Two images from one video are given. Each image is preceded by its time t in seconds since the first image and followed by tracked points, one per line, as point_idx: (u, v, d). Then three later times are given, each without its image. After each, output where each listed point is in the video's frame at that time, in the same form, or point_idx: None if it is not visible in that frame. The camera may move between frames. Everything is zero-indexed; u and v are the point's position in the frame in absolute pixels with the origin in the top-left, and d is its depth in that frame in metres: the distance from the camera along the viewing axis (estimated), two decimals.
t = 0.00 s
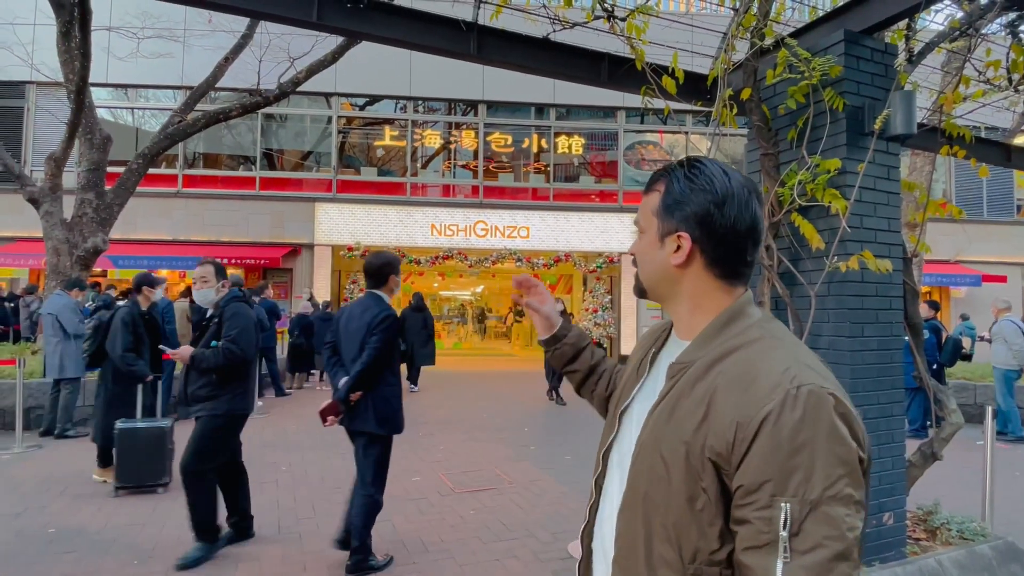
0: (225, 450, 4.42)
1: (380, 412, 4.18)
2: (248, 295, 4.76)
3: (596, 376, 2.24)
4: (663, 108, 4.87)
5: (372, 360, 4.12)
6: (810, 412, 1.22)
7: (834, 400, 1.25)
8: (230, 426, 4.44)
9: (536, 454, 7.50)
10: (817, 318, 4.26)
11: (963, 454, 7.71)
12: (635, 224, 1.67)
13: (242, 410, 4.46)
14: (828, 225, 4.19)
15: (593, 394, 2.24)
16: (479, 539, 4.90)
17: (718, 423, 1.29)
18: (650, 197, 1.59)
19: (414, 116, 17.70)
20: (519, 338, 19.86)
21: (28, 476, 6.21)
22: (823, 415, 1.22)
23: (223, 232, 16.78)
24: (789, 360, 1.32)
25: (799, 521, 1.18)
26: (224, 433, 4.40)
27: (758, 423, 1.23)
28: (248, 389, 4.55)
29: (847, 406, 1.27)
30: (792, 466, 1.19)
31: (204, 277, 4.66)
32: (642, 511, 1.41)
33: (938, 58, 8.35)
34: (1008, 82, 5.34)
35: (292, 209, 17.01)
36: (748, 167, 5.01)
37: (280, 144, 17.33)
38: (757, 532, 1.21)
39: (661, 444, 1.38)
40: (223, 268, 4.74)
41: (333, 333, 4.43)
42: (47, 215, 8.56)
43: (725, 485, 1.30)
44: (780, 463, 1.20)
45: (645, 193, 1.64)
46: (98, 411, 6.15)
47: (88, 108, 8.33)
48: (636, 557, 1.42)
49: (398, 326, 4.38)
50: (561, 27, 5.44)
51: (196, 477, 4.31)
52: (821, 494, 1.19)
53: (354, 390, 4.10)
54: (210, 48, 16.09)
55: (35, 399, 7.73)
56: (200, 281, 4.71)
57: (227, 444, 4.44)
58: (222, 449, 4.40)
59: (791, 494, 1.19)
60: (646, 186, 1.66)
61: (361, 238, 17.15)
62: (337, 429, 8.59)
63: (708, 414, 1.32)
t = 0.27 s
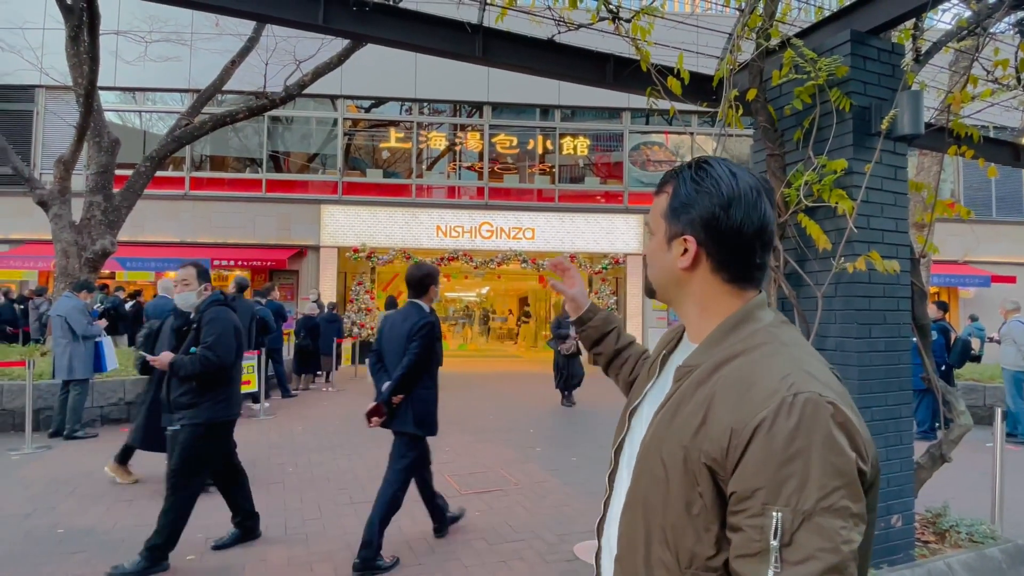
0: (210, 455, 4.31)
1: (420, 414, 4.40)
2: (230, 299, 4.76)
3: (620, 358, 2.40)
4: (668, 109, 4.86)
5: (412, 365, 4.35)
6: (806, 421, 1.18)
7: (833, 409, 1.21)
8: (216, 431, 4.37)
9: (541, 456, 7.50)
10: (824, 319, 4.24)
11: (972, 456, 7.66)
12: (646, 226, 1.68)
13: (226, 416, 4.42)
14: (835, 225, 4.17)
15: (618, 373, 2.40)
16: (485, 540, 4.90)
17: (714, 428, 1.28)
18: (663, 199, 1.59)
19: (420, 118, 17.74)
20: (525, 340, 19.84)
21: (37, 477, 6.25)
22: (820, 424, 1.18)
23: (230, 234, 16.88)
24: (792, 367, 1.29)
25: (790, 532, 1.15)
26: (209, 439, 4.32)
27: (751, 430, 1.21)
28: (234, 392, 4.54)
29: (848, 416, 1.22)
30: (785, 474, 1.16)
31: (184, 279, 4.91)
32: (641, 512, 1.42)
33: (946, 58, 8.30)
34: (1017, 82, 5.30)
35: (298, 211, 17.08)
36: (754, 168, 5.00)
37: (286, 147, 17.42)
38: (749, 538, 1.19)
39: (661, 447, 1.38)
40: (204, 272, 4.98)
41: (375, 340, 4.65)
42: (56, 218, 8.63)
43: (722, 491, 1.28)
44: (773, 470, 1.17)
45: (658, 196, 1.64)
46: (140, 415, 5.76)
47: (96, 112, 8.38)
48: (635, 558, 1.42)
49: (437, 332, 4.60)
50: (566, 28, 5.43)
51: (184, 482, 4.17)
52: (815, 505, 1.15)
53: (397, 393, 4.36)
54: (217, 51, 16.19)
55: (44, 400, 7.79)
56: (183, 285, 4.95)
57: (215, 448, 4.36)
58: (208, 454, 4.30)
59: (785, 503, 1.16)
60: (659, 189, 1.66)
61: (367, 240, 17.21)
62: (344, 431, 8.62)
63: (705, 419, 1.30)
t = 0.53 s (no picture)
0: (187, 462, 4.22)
1: (463, 402, 4.64)
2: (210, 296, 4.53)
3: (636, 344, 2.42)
4: (677, 110, 4.85)
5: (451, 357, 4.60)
6: (810, 428, 1.17)
7: (839, 417, 1.19)
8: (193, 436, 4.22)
9: (550, 458, 7.49)
10: (834, 320, 4.21)
11: (985, 459, 7.57)
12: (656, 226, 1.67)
13: (206, 418, 4.26)
14: (845, 226, 4.14)
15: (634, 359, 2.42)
16: (494, 542, 4.91)
17: (718, 433, 1.27)
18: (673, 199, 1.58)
19: (428, 120, 17.80)
20: (533, 341, 19.83)
21: (50, 477, 6.32)
22: (824, 432, 1.16)
23: (240, 237, 17.00)
24: (798, 373, 1.27)
25: (793, 541, 1.14)
26: (188, 445, 4.20)
27: (754, 437, 1.20)
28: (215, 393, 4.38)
29: (854, 423, 1.20)
30: (788, 483, 1.15)
31: (163, 277, 4.46)
32: (647, 516, 1.41)
33: (958, 56, 8.21)
34: None
35: (307, 214, 17.17)
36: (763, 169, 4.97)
37: (296, 149, 17.53)
38: (751, 544, 1.18)
39: (667, 451, 1.37)
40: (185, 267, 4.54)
41: (420, 336, 4.96)
42: (69, 221, 8.72)
43: (726, 497, 1.27)
44: (776, 478, 1.16)
45: (667, 196, 1.63)
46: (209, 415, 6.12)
47: (109, 116, 8.47)
48: (640, 562, 1.42)
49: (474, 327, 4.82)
50: (573, 30, 5.42)
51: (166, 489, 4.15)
52: (818, 515, 1.14)
53: (439, 384, 4.61)
54: (227, 55, 16.32)
55: (57, 401, 7.87)
56: (160, 281, 4.49)
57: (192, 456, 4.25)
58: (185, 462, 4.21)
59: (787, 511, 1.15)
60: (669, 189, 1.65)
61: (375, 242, 17.29)
62: (352, 432, 8.64)
63: (710, 424, 1.29)
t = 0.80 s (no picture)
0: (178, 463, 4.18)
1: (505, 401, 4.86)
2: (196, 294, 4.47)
3: (648, 329, 2.44)
4: (692, 110, 4.81)
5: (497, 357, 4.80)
6: (828, 439, 1.15)
7: (859, 427, 1.16)
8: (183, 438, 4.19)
9: (564, 460, 7.47)
10: (854, 321, 4.14)
11: (1010, 463, 7.41)
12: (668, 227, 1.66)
13: (196, 420, 4.22)
14: (864, 225, 4.08)
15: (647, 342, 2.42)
16: (509, 544, 4.90)
17: (733, 442, 1.25)
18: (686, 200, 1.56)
19: (442, 122, 17.86)
20: (546, 343, 19.80)
21: (73, 476, 6.43)
22: (842, 445, 1.14)
23: (257, 240, 17.20)
24: (815, 381, 1.24)
25: (810, 554, 1.13)
26: (178, 448, 4.16)
27: (771, 448, 1.18)
28: (205, 394, 4.36)
29: (873, 434, 1.18)
30: (805, 495, 1.14)
31: (147, 278, 4.46)
32: (661, 524, 1.40)
33: (980, 51, 8.06)
34: None
35: (322, 217, 17.33)
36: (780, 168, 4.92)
37: (312, 153, 17.70)
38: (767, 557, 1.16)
39: (681, 459, 1.35)
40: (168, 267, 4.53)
41: (465, 336, 5.18)
42: (91, 225, 8.89)
43: (743, 507, 1.26)
44: (792, 490, 1.14)
45: (680, 197, 1.62)
46: (269, 415, 6.36)
47: (129, 122, 8.61)
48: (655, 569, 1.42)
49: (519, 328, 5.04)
50: (587, 30, 5.42)
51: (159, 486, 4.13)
52: (836, 528, 1.12)
53: (484, 383, 4.81)
54: (244, 60, 16.53)
55: (79, 401, 8.01)
56: (145, 282, 4.50)
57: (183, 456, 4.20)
58: (175, 465, 4.16)
59: (805, 523, 1.13)
60: (682, 190, 1.64)
61: (390, 244, 17.40)
62: (367, 433, 8.70)
63: (725, 432, 1.27)
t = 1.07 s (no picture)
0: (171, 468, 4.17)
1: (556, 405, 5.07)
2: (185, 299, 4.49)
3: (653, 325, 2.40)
4: (711, 109, 4.77)
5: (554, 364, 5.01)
6: (862, 448, 1.14)
7: (893, 434, 1.15)
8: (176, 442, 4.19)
9: (582, 462, 7.44)
10: (878, 323, 4.08)
11: None
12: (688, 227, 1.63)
13: (187, 423, 4.21)
14: (889, 225, 4.01)
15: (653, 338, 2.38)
16: (527, 546, 4.90)
17: (764, 450, 1.23)
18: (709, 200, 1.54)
19: (460, 125, 17.93)
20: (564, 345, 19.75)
21: (99, 475, 6.56)
22: (877, 453, 1.13)
23: (278, 242, 17.42)
24: (847, 387, 1.23)
25: (845, 563, 1.12)
26: (171, 452, 4.16)
27: (804, 456, 1.17)
28: (197, 398, 4.35)
29: (907, 441, 1.16)
30: (840, 504, 1.13)
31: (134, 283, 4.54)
32: (685, 531, 1.39)
33: (1009, 46, 7.87)
34: None
35: (341, 220, 17.51)
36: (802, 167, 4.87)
37: (331, 156, 17.88)
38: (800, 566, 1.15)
39: (707, 466, 1.34)
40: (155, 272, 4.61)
41: (514, 339, 5.40)
42: (117, 229, 9.06)
43: (772, 514, 1.25)
44: (827, 499, 1.13)
45: (701, 197, 1.60)
46: (324, 415, 6.39)
47: (153, 127, 8.78)
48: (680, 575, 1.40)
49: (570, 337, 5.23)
50: (605, 31, 5.41)
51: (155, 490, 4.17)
52: (871, 537, 1.11)
53: (539, 388, 5.00)
54: (264, 65, 16.77)
55: (106, 402, 8.17)
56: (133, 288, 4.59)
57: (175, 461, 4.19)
58: (170, 468, 4.16)
59: (840, 533, 1.12)
60: (702, 190, 1.61)
61: (408, 246, 17.52)
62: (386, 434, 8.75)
63: (755, 440, 1.26)
